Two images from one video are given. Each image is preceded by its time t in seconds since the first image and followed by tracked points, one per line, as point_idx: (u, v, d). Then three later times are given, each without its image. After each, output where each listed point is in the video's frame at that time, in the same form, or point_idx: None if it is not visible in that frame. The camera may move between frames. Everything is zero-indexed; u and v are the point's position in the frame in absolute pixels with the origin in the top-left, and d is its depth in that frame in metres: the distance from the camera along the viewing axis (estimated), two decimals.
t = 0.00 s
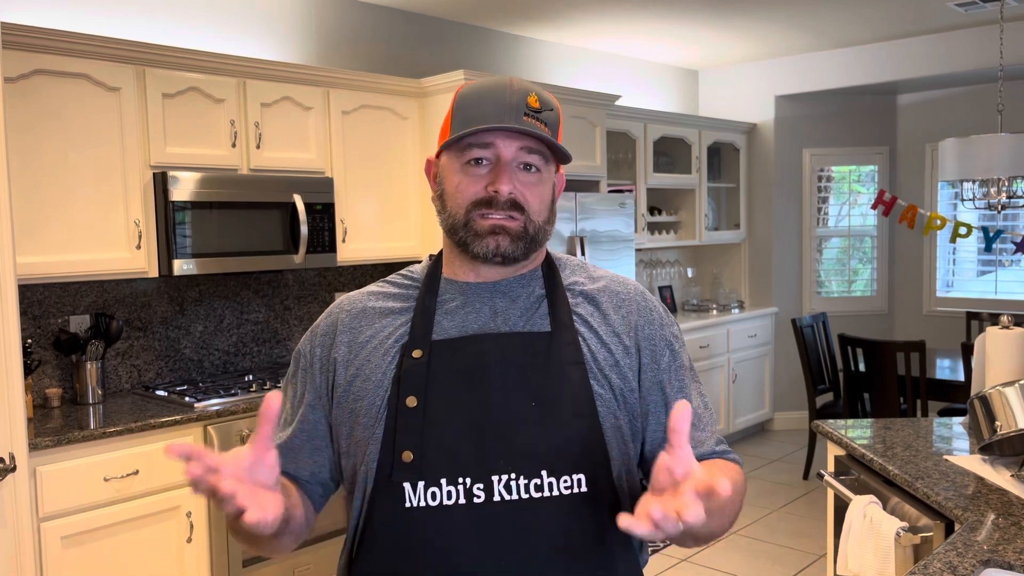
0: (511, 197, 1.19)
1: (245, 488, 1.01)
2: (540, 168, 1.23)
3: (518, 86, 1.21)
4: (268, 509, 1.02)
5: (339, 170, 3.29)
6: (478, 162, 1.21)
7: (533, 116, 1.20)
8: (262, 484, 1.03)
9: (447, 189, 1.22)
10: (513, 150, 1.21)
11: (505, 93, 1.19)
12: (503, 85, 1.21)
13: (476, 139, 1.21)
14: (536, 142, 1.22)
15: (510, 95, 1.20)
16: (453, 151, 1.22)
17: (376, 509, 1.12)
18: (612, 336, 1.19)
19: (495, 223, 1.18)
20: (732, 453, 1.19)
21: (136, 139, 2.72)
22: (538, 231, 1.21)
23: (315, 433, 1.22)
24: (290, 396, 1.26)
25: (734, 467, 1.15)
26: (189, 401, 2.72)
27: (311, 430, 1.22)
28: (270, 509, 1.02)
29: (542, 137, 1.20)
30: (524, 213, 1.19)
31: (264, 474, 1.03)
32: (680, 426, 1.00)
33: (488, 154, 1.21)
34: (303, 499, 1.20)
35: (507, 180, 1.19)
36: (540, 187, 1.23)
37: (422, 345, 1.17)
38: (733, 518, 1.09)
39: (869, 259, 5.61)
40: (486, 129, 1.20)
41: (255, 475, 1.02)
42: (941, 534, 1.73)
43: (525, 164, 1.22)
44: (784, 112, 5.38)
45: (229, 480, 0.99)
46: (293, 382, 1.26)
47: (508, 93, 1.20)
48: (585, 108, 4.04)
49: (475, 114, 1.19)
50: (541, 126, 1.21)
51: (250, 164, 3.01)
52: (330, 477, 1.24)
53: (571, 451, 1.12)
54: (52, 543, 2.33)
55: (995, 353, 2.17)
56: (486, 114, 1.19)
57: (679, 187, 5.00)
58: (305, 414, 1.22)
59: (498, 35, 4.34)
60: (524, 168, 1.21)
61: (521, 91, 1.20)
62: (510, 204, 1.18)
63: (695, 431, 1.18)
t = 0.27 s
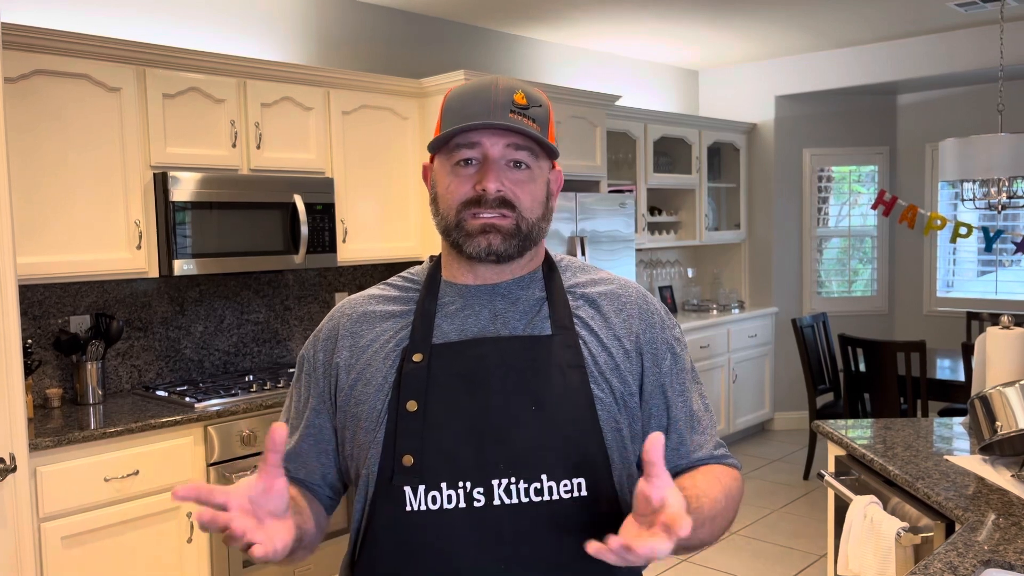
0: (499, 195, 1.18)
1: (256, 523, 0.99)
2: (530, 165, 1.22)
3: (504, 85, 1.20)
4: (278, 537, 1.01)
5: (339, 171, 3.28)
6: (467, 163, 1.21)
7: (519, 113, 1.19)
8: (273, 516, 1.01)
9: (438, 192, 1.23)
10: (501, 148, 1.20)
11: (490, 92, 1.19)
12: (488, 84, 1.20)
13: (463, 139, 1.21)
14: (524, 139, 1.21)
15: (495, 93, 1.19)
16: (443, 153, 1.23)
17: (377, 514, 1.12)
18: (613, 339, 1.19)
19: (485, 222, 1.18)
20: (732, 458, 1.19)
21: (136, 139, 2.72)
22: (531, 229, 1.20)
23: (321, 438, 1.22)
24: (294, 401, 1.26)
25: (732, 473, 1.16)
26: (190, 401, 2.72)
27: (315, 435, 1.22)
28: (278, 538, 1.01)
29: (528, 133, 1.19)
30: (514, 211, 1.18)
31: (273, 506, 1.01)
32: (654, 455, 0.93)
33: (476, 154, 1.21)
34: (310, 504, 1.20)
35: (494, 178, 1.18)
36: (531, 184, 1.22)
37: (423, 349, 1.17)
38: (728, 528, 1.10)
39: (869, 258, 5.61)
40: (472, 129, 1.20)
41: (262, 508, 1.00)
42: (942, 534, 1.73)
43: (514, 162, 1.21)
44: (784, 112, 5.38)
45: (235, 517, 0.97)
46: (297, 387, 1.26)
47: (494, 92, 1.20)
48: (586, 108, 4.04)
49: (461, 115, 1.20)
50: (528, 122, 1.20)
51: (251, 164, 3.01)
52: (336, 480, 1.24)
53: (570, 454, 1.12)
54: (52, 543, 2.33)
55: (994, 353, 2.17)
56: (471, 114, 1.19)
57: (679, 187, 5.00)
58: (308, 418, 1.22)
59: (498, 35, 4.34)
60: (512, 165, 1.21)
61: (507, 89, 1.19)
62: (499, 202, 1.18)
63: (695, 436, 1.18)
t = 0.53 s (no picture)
0: (474, 188, 1.18)
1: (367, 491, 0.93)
2: (508, 155, 1.21)
3: (471, 83, 1.21)
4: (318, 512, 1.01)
5: (339, 171, 3.29)
6: (444, 163, 1.22)
7: (488, 107, 1.19)
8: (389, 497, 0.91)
9: (427, 194, 1.25)
10: (474, 144, 1.21)
11: (456, 92, 1.20)
12: (456, 85, 1.21)
13: (439, 141, 1.23)
14: (497, 131, 1.21)
15: (461, 92, 1.20)
16: (427, 160, 1.26)
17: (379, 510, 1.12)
18: (613, 338, 1.19)
19: (466, 217, 1.18)
20: (730, 462, 1.19)
21: (136, 139, 2.72)
22: (513, 218, 1.19)
23: (326, 433, 1.22)
24: (295, 396, 1.26)
25: (727, 478, 1.16)
26: (190, 401, 2.72)
27: (320, 431, 1.22)
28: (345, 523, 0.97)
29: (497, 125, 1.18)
30: (492, 202, 1.18)
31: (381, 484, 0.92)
32: (555, 421, 0.96)
33: (453, 152, 1.22)
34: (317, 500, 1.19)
35: (467, 173, 1.19)
36: (512, 173, 1.20)
37: (426, 346, 1.17)
38: (705, 532, 1.12)
39: (869, 259, 5.61)
40: (445, 129, 1.21)
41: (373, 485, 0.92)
42: (942, 534, 1.73)
43: (491, 154, 1.20)
44: (784, 112, 5.38)
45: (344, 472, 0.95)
46: (299, 382, 1.26)
47: (463, 92, 1.20)
48: (586, 108, 4.04)
49: (433, 118, 1.22)
50: (498, 114, 1.19)
51: (251, 164, 3.01)
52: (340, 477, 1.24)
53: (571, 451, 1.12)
54: (52, 543, 2.33)
55: (995, 354, 2.17)
56: (440, 115, 1.21)
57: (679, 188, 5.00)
58: (312, 414, 1.22)
59: (498, 35, 4.34)
60: (488, 158, 1.20)
61: (474, 86, 1.20)
62: (474, 195, 1.18)
63: (695, 436, 1.18)
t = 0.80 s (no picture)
0: (475, 191, 1.18)
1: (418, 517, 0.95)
2: (508, 157, 1.21)
3: (472, 84, 1.20)
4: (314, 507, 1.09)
5: (339, 171, 3.28)
6: (445, 166, 1.22)
7: (488, 108, 1.19)
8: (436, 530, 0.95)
9: (427, 198, 1.25)
10: (475, 146, 1.21)
11: (456, 94, 1.19)
12: (456, 87, 1.21)
13: (438, 144, 1.23)
14: (497, 133, 1.21)
15: (461, 94, 1.19)
16: (426, 162, 1.25)
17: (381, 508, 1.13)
18: (613, 338, 1.19)
19: (467, 219, 1.18)
20: (729, 461, 1.20)
21: (136, 140, 2.72)
22: (515, 221, 1.19)
23: (327, 432, 1.21)
24: (294, 395, 1.25)
25: (724, 477, 1.16)
26: (190, 402, 2.72)
27: (323, 432, 1.21)
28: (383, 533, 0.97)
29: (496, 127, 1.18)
30: (494, 204, 1.18)
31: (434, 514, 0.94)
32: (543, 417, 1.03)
33: (452, 155, 1.22)
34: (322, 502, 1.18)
35: (468, 176, 1.19)
36: (512, 175, 1.21)
37: (427, 344, 1.17)
38: (698, 531, 1.13)
39: (870, 259, 5.61)
40: (444, 132, 1.21)
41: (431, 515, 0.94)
42: (943, 534, 1.73)
43: (491, 157, 1.21)
44: (785, 112, 5.38)
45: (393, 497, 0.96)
46: (298, 380, 1.25)
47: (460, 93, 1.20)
48: (586, 108, 4.04)
49: (432, 122, 1.22)
50: (499, 117, 1.19)
51: (251, 164, 3.01)
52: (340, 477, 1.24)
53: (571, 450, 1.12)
54: (52, 543, 2.33)
55: (995, 354, 2.17)
56: (440, 119, 1.21)
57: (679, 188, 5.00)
58: (312, 412, 1.21)
59: (498, 35, 4.34)
60: (489, 160, 1.20)
61: (473, 88, 1.19)
62: (476, 198, 1.18)
63: (695, 434, 1.18)
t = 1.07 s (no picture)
0: (481, 198, 1.17)
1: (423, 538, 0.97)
2: (513, 163, 1.20)
3: (478, 86, 1.19)
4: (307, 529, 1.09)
5: (339, 171, 3.29)
6: (449, 169, 1.21)
7: (495, 113, 1.18)
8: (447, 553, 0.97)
9: (429, 200, 1.24)
10: (481, 150, 1.20)
11: (463, 96, 1.18)
12: (462, 88, 1.20)
13: (443, 146, 1.21)
14: (504, 138, 1.20)
15: (468, 96, 1.18)
16: (429, 162, 1.24)
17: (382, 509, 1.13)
18: (613, 339, 1.19)
19: (472, 226, 1.18)
20: (730, 461, 1.20)
21: (136, 140, 2.72)
22: (520, 229, 1.20)
23: (327, 436, 1.20)
24: (294, 398, 1.24)
25: (725, 475, 1.17)
26: (190, 402, 2.72)
27: (325, 436, 1.20)
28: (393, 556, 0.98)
29: (503, 133, 1.17)
30: (499, 212, 1.18)
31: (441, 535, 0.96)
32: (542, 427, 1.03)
33: (457, 159, 1.21)
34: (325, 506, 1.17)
35: (474, 181, 1.18)
36: (517, 181, 1.20)
37: (426, 346, 1.17)
38: (701, 530, 1.13)
39: (869, 259, 5.61)
40: (450, 134, 1.20)
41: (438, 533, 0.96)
42: (943, 534, 1.73)
43: (497, 162, 1.20)
44: (785, 112, 5.38)
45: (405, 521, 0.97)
46: (298, 383, 1.25)
47: (468, 96, 1.18)
48: (586, 109, 4.04)
49: (439, 124, 1.20)
50: (506, 121, 1.19)
51: (251, 165, 3.01)
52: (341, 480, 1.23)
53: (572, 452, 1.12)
54: (52, 543, 2.33)
55: (995, 353, 2.17)
56: (447, 121, 1.19)
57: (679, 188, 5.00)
58: (312, 416, 1.21)
59: (498, 35, 4.34)
60: (495, 166, 1.20)
61: (481, 91, 1.18)
62: (482, 205, 1.17)
63: (696, 434, 1.19)
